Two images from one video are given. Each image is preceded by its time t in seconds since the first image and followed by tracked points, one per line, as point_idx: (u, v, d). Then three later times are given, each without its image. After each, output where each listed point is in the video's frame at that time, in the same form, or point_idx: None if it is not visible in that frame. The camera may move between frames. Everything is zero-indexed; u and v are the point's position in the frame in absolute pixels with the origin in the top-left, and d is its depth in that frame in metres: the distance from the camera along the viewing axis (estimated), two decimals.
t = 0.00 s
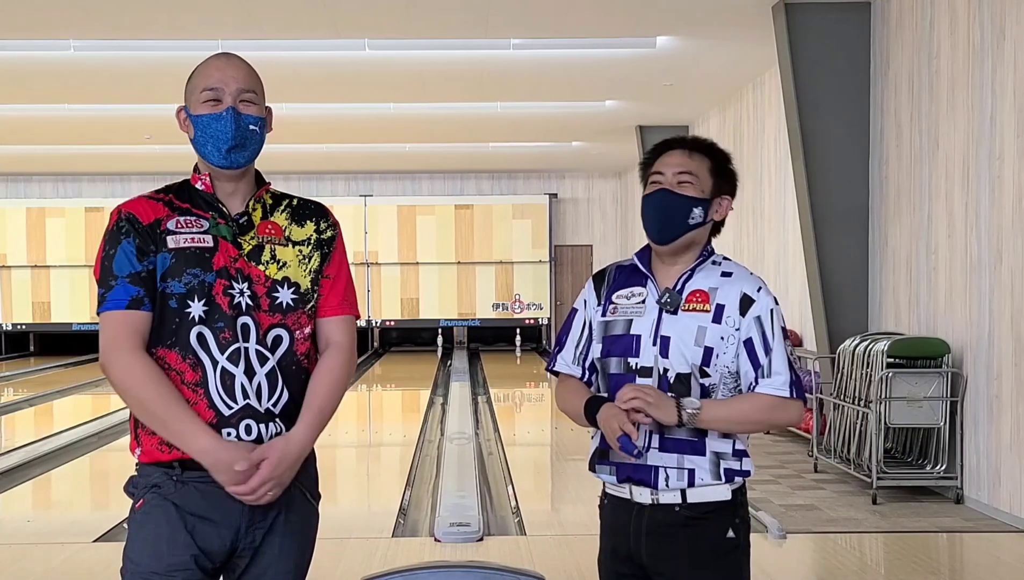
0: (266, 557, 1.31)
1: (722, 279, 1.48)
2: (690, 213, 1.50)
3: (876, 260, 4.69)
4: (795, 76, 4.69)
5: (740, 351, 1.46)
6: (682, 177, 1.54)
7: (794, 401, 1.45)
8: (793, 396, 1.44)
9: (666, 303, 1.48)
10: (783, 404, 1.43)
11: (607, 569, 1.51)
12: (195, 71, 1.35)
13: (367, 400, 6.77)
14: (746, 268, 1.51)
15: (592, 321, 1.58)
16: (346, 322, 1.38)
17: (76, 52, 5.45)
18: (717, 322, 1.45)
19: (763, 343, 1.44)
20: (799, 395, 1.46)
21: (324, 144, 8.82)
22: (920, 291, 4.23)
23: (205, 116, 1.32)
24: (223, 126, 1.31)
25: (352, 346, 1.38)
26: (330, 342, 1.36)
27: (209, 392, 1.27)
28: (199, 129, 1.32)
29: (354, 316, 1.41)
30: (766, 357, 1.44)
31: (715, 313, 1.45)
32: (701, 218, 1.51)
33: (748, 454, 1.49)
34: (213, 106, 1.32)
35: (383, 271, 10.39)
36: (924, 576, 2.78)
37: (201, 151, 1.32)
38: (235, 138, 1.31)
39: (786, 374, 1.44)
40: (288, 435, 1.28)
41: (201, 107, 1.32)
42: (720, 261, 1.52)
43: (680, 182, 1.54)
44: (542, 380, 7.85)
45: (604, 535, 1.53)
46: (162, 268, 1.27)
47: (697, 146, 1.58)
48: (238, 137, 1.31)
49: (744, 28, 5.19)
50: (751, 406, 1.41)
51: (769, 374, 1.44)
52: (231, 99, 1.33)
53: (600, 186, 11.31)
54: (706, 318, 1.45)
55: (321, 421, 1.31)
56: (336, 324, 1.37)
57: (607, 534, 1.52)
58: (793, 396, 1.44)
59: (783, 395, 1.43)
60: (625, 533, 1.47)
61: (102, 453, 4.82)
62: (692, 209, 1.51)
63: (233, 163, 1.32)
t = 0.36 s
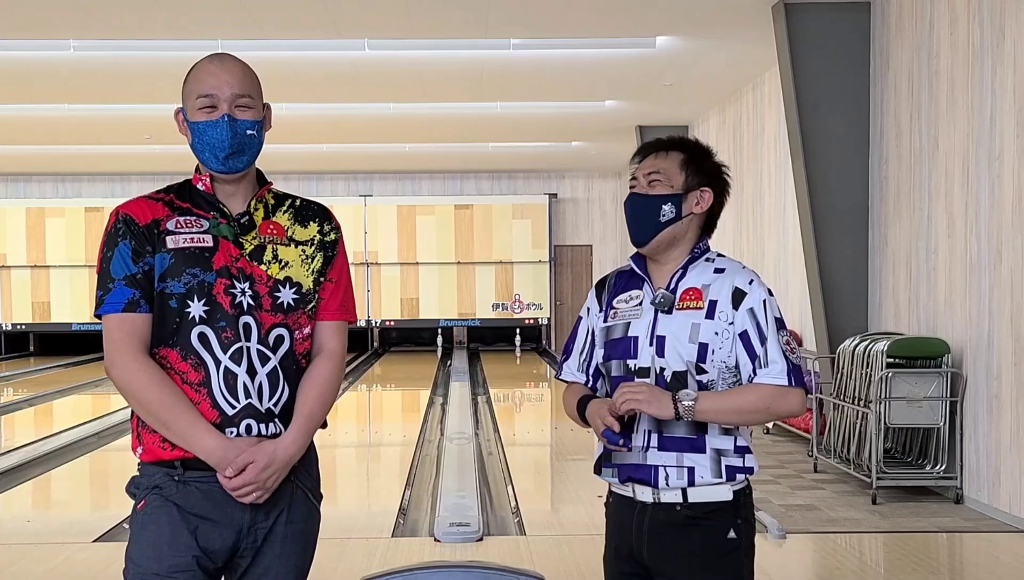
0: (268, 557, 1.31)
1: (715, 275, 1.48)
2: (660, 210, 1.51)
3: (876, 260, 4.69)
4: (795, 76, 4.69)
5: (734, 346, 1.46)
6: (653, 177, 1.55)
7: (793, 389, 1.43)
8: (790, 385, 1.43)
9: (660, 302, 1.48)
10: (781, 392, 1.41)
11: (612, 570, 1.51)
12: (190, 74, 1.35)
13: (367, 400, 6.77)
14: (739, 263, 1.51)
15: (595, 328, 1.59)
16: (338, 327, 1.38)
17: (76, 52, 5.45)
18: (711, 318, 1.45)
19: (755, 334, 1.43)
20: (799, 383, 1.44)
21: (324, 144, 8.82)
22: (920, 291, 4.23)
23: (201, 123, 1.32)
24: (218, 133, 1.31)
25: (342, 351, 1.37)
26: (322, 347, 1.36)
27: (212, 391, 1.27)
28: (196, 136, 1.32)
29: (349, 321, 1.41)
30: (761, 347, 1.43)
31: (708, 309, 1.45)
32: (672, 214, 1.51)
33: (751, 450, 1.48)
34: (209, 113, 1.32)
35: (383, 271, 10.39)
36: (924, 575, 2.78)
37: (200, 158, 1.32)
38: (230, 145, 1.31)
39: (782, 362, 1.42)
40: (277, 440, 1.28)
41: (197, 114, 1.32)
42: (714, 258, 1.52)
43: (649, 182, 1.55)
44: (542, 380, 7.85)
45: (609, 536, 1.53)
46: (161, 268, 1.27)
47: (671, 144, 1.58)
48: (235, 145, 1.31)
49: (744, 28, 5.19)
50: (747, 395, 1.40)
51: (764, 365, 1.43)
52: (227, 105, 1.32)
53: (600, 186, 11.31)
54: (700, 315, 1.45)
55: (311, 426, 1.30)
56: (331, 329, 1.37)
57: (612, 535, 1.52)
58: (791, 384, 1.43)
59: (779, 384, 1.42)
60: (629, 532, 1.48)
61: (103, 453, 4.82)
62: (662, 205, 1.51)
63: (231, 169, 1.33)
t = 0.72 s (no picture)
0: (267, 557, 1.31)
1: (719, 276, 1.47)
2: (659, 211, 1.51)
3: (876, 261, 4.69)
4: (795, 76, 4.69)
5: (740, 346, 1.46)
6: (651, 179, 1.55)
7: (792, 390, 1.42)
8: (794, 384, 1.43)
9: (666, 303, 1.48)
10: (779, 393, 1.41)
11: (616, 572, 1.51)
12: (195, 72, 1.35)
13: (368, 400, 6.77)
14: (744, 263, 1.50)
15: (597, 328, 1.59)
16: (338, 328, 1.38)
17: (76, 52, 5.45)
18: (716, 319, 1.45)
19: (760, 335, 1.43)
20: (800, 384, 1.44)
21: (324, 144, 8.82)
22: (920, 291, 4.23)
23: (207, 121, 1.32)
24: (224, 132, 1.31)
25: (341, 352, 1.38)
26: (321, 349, 1.36)
27: (213, 392, 1.27)
28: (200, 135, 1.31)
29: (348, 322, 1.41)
30: (762, 347, 1.43)
31: (713, 310, 1.45)
32: (671, 216, 1.50)
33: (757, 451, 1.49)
34: (215, 111, 1.32)
35: (383, 271, 10.39)
36: (924, 575, 2.78)
37: (204, 156, 1.32)
38: (235, 144, 1.31)
39: (782, 363, 1.42)
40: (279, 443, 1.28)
41: (203, 112, 1.32)
42: (718, 258, 1.51)
43: (647, 184, 1.55)
44: (543, 380, 7.85)
45: (612, 537, 1.52)
46: (163, 267, 1.27)
47: (669, 144, 1.58)
48: (240, 143, 1.31)
49: (744, 28, 5.19)
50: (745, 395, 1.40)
51: (770, 365, 1.42)
52: (233, 104, 1.32)
53: (600, 186, 11.31)
54: (705, 316, 1.46)
55: (311, 429, 1.31)
56: (330, 330, 1.37)
57: (615, 536, 1.52)
58: (792, 385, 1.42)
59: (782, 384, 1.41)
60: (633, 532, 1.47)
61: (103, 453, 4.82)
62: (662, 206, 1.51)
63: (236, 167, 1.32)
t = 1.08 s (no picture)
0: (266, 557, 1.31)
1: (731, 278, 1.48)
2: (700, 226, 1.48)
3: (876, 261, 4.69)
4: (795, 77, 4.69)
5: (750, 350, 1.46)
6: (691, 189, 1.51)
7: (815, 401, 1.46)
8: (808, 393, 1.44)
9: (675, 300, 1.48)
10: (805, 403, 1.44)
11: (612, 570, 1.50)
12: (194, 73, 1.35)
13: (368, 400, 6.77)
14: (755, 267, 1.51)
15: (597, 321, 1.58)
16: (337, 328, 1.38)
17: (76, 52, 5.45)
18: (727, 321, 1.45)
19: (776, 340, 1.44)
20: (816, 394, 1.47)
21: (324, 144, 8.81)
22: (920, 290, 4.23)
23: (207, 120, 1.31)
24: (224, 130, 1.31)
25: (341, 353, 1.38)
26: (320, 349, 1.36)
27: (212, 391, 1.27)
28: (200, 133, 1.31)
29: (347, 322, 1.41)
30: (784, 357, 1.43)
31: (724, 311, 1.46)
32: (710, 232, 1.49)
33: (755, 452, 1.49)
34: (215, 110, 1.32)
35: (383, 271, 10.39)
36: (924, 576, 2.78)
37: (204, 155, 1.32)
38: (236, 142, 1.31)
39: (805, 372, 1.44)
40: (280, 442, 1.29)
41: (203, 111, 1.32)
42: (729, 260, 1.52)
43: (688, 194, 1.51)
44: (542, 380, 7.85)
45: (609, 535, 1.52)
46: (162, 267, 1.27)
47: (708, 149, 1.53)
48: (240, 142, 1.31)
49: (744, 28, 5.19)
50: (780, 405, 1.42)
51: (784, 372, 1.43)
52: (233, 102, 1.32)
53: (600, 186, 11.31)
54: (716, 317, 1.46)
55: (311, 429, 1.31)
56: (329, 330, 1.37)
57: (612, 534, 1.51)
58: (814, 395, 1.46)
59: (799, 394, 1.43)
60: (633, 532, 1.47)
61: (102, 453, 4.82)
62: (703, 221, 1.48)
63: (235, 166, 1.32)
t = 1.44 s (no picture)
0: (264, 557, 1.31)
1: (733, 279, 1.48)
2: (713, 234, 1.47)
3: (876, 261, 4.69)
4: (795, 77, 4.69)
5: (753, 351, 1.46)
6: (703, 200, 1.49)
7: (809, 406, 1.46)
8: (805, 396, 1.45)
9: (678, 303, 1.48)
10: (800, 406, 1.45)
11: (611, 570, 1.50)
12: (224, 76, 1.32)
13: (368, 400, 6.77)
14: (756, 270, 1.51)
15: (596, 322, 1.56)
16: (334, 328, 1.39)
17: (76, 52, 5.45)
18: (730, 322, 1.45)
19: (775, 342, 1.45)
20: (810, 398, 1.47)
21: (324, 144, 8.81)
22: (920, 290, 4.23)
23: (253, 133, 1.31)
24: (275, 149, 1.33)
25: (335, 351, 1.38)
26: (318, 348, 1.37)
27: (206, 391, 1.27)
28: (246, 144, 1.31)
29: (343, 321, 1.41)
30: (781, 358, 1.45)
31: (727, 313, 1.46)
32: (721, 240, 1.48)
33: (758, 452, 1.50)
34: (261, 123, 1.32)
35: (383, 270, 10.39)
36: (924, 575, 2.78)
37: (245, 166, 1.32)
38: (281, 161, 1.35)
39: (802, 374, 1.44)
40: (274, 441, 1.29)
41: (249, 122, 1.31)
42: (729, 262, 1.52)
43: (698, 204, 1.48)
44: (542, 380, 7.86)
45: (609, 534, 1.52)
46: (156, 267, 1.27)
47: (714, 156, 1.50)
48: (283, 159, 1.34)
49: (744, 28, 5.20)
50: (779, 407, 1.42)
51: (786, 373, 1.44)
52: (278, 118, 1.34)
53: (600, 186, 11.31)
54: (719, 318, 1.46)
55: (306, 426, 1.31)
56: (326, 329, 1.37)
57: (613, 533, 1.51)
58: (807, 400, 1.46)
59: (798, 396, 1.44)
60: (635, 533, 1.47)
61: (102, 453, 4.82)
62: (714, 230, 1.46)
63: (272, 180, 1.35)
